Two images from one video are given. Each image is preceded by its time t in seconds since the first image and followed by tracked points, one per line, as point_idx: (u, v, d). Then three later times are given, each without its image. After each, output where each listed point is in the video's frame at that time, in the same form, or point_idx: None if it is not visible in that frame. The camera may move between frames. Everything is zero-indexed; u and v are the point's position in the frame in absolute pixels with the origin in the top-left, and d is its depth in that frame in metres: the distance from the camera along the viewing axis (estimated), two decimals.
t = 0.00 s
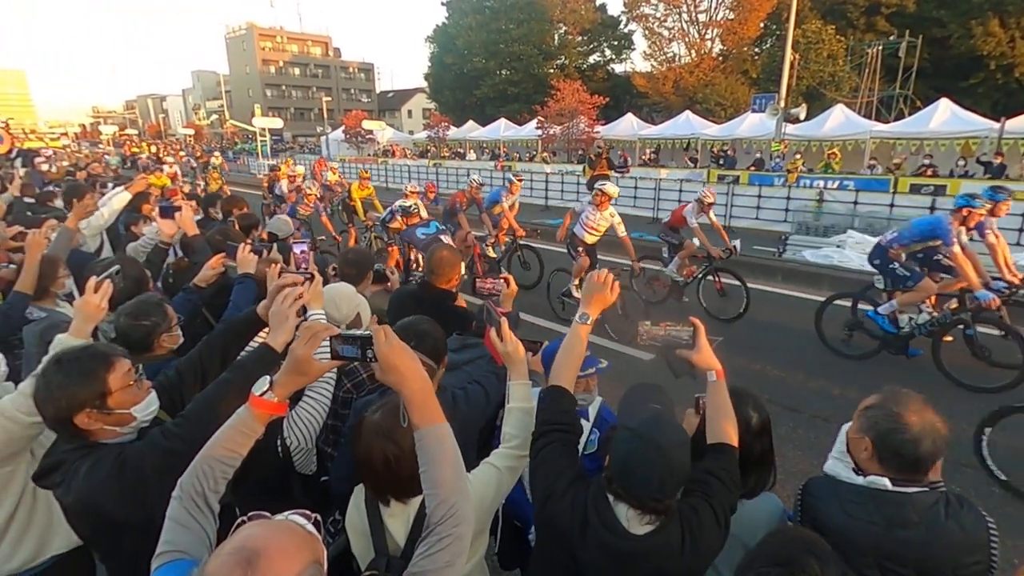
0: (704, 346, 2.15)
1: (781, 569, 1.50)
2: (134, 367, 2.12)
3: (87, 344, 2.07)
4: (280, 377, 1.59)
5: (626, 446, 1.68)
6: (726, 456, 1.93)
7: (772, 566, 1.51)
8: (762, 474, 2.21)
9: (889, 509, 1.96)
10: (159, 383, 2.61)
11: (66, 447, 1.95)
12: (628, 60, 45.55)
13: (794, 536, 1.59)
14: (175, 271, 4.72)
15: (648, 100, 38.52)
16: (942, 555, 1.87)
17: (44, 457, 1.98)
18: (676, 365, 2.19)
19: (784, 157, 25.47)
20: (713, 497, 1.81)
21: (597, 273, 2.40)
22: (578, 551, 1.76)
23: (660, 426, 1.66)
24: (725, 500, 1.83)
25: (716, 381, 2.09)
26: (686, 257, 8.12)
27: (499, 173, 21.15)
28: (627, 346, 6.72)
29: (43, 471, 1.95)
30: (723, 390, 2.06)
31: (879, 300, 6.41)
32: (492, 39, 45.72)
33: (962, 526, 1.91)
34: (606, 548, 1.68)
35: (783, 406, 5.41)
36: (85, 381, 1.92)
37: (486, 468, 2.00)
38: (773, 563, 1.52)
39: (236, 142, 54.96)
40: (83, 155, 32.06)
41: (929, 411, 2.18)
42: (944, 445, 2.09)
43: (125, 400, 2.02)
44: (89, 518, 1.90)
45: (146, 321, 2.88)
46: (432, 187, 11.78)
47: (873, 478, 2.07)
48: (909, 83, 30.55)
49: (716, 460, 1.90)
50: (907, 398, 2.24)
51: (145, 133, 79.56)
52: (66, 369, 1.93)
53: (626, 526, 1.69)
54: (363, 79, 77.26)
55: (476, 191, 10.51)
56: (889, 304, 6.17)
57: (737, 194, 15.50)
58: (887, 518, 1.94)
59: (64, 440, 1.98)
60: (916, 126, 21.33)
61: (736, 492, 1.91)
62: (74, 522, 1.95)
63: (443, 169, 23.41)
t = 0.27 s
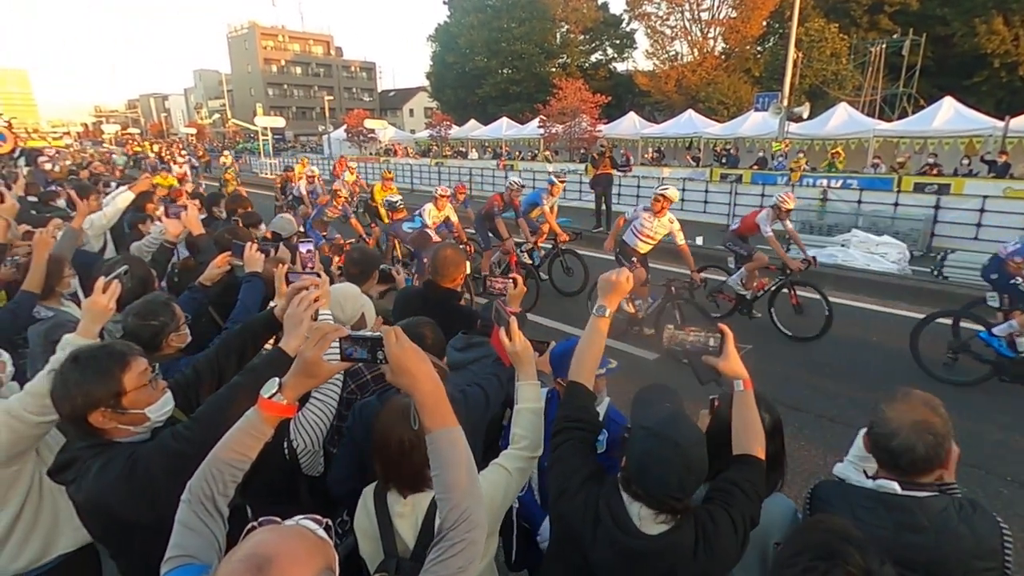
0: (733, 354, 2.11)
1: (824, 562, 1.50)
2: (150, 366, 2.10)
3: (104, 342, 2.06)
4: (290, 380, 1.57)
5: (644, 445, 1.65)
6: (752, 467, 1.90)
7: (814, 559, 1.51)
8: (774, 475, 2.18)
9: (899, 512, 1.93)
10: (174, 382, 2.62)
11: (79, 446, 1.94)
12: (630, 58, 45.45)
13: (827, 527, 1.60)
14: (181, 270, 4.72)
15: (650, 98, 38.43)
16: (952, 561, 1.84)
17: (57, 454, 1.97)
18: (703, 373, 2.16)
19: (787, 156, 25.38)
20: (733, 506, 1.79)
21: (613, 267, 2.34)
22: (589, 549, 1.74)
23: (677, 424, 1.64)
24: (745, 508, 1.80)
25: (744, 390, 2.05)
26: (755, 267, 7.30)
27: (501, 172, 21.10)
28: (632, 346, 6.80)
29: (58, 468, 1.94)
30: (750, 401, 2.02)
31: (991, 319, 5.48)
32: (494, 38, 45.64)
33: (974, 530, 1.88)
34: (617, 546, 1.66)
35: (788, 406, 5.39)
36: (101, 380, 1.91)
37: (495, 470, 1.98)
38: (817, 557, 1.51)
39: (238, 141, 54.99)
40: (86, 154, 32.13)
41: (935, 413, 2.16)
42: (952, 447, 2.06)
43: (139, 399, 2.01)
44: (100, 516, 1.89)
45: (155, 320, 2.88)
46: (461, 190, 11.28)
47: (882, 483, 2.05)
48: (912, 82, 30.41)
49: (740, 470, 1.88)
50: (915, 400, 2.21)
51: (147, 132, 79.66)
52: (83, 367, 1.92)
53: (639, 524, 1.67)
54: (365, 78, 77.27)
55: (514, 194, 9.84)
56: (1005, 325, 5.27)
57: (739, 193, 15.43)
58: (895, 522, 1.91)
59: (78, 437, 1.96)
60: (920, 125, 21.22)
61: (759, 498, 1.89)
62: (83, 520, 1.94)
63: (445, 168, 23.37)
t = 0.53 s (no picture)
0: (755, 359, 2.11)
1: (862, 551, 1.48)
2: (165, 366, 2.10)
3: (120, 342, 2.05)
4: (299, 381, 1.56)
5: (659, 447, 1.64)
6: (773, 475, 1.88)
7: (851, 549, 1.49)
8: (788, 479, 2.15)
9: (913, 517, 1.91)
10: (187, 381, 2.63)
11: (93, 444, 1.94)
12: (635, 58, 45.31)
13: (858, 519, 1.58)
14: (189, 270, 4.74)
15: (655, 98, 38.33)
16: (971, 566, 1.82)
17: (71, 453, 1.97)
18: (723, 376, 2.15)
19: (793, 156, 25.27)
20: (750, 511, 1.77)
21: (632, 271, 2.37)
22: (600, 549, 1.72)
23: (693, 426, 1.62)
24: (764, 515, 1.78)
25: (765, 396, 2.03)
26: (842, 282, 6.42)
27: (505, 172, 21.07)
28: (640, 347, 6.86)
29: (70, 467, 1.94)
30: (771, 406, 2.00)
31: None
32: (498, 38, 45.61)
33: (988, 537, 1.85)
34: (629, 546, 1.65)
35: (795, 407, 5.36)
36: (117, 379, 1.90)
37: (505, 470, 1.96)
38: (854, 547, 1.49)
39: (243, 141, 55.16)
40: (92, 154, 32.33)
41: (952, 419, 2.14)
42: (967, 450, 2.03)
43: (151, 399, 2.00)
44: (114, 514, 1.89)
45: (164, 321, 2.89)
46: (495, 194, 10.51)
47: (893, 486, 2.03)
48: (919, 81, 30.21)
49: (759, 477, 1.86)
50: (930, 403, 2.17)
51: (154, 132, 80.16)
52: (99, 366, 1.92)
53: (652, 526, 1.66)
54: (369, 78, 77.34)
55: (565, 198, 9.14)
56: None
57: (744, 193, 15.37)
58: (912, 526, 1.89)
59: (92, 436, 1.97)
60: (927, 124, 21.08)
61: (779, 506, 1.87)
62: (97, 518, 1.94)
63: (449, 168, 23.35)
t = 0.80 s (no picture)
0: (766, 364, 2.08)
1: (873, 553, 1.44)
2: (176, 366, 2.09)
3: (132, 343, 2.05)
4: (304, 383, 1.55)
5: (663, 457, 1.61)
6: (782, 483, 1.85)
7: (863, 550, 1.45)
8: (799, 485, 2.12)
9: (929, 523, 1.88)
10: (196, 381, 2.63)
11: (104, 445, 1.94)
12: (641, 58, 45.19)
13: (872, 521, 1.53)
14: (197, 270, 4.75)
15: (661, 98, 38.23)
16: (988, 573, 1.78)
17: (82, 453, 1.97)
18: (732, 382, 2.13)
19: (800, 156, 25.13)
20: (757, 519, 1.74)
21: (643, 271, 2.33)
22: (604, 557, 1.70)
23: (701, 435, 1.59)
24: (770, 523, 1.76)
25: (776, 404, 2.00)
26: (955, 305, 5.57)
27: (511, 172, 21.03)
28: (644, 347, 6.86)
29: (82, 467, 1.94)
30: (781, 415, 1.97)
31: None
32: (504, 38, 45.61)
33: (1009, 544, 1.81)
34: (631, 558, 1.64)
35: (804, 409, 5.32)
36: (128, 380, 1.90)
37: (513, 475, 1.95)
38: (864, 548, 1.45)
39: (250, 141, 55.41)
40: (101, 155, 32.55)
41: (974, 422, 2.08)
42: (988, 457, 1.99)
43: (162, 401, 1.99)
44: (123, 515, 1.89)
45: (170, 321, 2.89)
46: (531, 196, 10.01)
47: (911, 492, 2.00)
48: (928, 80, 29.97)
49: (767, 485, 1.83)
50: (948, 405, 2.14)
51: (162, 132, 80.70)
52: (111, 367, 1.91)
53: (658, 536, 1.64)
54: (375, 79, 77.47)
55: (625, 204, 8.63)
56: None
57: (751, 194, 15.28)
58: (929, 533, 1.85)
59: (102, 437, 1.97)
60: (935, 124, 20.91)
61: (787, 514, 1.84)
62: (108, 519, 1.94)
63: (455, 168, 23.34)
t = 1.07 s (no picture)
0: (765, 366, 2.06)
1: (851, 555, 1.43)
2: (177, 369, 2.09)
3: (134, 344, 2.05)
4: (300, 387, 1.54)
5: (658, 462, 1.60)
6: (777, 487, 1.84)
7: (842, 552, 1.44)
8: (800, 491, 2.09)
9: (931, 524, 1.86)
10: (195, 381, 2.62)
11: (105, 447, 1.93)
12: (642, 60, 45.24)
13: (854, 518, 1.51)
14: (200, 271, 4.74)
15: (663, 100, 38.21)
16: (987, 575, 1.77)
17: (82, 455, 1.96)
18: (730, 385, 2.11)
19: (803, 158, 25.05)
20: (750, 523, 1.73)
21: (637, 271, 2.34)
22: (597, 565, 1.68)
23: (695, 440, 1.57)
24: (765, 528, 1.75)
25: (773, 406, 1.99)
26: None
27: (513, 173, 21.03)
28: (644, 348, 6.88)
29: (82, 469, 1.93)
30: (778, 418, 1.96)
31: None
32: (507, 40, 45.64)
33: (1012, 544, 1.81)
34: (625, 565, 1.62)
35: (806, 411, 5.29)
36: (129, 383, 1.89)
37: (511, 481, 1.94)
38: (844, 550, 1.44)
39: (253, 142, 55.49)
40: (105, 156, 32.64)
41: (976, 420, 2.07)
42: (991, 459, 1.97)
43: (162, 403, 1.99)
44: (123, 516, 1.88)
45: (169, 323, 2.89)
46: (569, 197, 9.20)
47: (913, 492, 1.98)
48: (931, 82, 29.89)
49: (761, 489, 1.82)
50: (950, 405, 2.11)
51: (165, 134, 80.94)
52: (112, 370, 1.90)
53: (651, 543, 1.62)
54: (378, 81, 77.64)
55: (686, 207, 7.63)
56: None
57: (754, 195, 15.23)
58: (932, 534, 1.84)
59: (103, 440, 1.96)
60: (938, 125, 20.85)
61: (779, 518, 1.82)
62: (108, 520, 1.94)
63: (457, 169, 23.34)
